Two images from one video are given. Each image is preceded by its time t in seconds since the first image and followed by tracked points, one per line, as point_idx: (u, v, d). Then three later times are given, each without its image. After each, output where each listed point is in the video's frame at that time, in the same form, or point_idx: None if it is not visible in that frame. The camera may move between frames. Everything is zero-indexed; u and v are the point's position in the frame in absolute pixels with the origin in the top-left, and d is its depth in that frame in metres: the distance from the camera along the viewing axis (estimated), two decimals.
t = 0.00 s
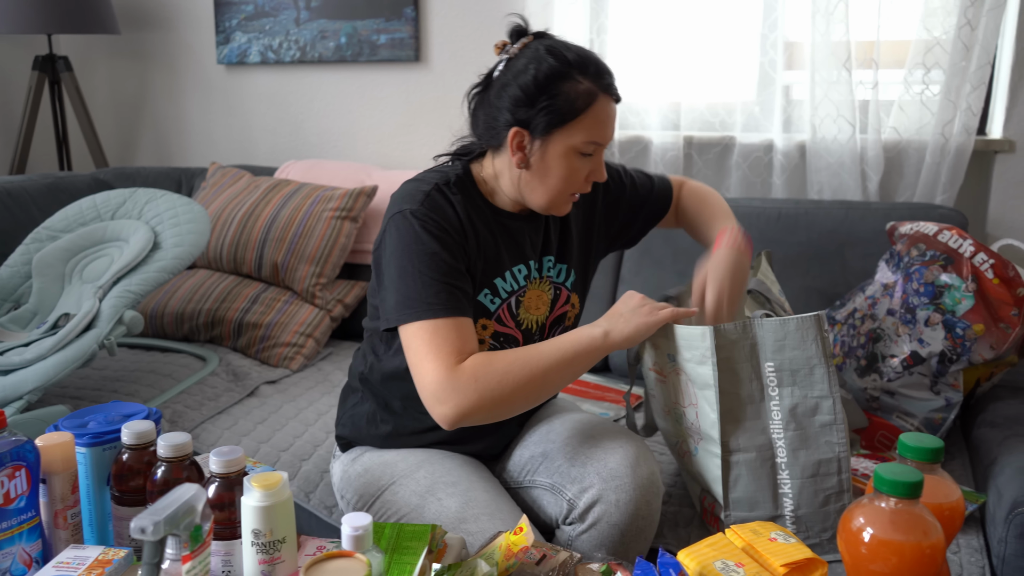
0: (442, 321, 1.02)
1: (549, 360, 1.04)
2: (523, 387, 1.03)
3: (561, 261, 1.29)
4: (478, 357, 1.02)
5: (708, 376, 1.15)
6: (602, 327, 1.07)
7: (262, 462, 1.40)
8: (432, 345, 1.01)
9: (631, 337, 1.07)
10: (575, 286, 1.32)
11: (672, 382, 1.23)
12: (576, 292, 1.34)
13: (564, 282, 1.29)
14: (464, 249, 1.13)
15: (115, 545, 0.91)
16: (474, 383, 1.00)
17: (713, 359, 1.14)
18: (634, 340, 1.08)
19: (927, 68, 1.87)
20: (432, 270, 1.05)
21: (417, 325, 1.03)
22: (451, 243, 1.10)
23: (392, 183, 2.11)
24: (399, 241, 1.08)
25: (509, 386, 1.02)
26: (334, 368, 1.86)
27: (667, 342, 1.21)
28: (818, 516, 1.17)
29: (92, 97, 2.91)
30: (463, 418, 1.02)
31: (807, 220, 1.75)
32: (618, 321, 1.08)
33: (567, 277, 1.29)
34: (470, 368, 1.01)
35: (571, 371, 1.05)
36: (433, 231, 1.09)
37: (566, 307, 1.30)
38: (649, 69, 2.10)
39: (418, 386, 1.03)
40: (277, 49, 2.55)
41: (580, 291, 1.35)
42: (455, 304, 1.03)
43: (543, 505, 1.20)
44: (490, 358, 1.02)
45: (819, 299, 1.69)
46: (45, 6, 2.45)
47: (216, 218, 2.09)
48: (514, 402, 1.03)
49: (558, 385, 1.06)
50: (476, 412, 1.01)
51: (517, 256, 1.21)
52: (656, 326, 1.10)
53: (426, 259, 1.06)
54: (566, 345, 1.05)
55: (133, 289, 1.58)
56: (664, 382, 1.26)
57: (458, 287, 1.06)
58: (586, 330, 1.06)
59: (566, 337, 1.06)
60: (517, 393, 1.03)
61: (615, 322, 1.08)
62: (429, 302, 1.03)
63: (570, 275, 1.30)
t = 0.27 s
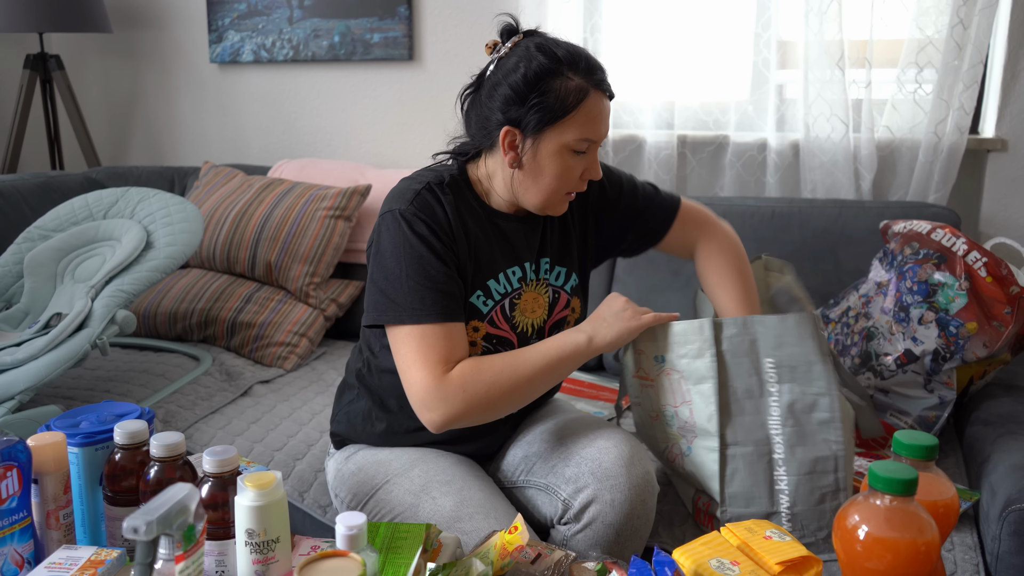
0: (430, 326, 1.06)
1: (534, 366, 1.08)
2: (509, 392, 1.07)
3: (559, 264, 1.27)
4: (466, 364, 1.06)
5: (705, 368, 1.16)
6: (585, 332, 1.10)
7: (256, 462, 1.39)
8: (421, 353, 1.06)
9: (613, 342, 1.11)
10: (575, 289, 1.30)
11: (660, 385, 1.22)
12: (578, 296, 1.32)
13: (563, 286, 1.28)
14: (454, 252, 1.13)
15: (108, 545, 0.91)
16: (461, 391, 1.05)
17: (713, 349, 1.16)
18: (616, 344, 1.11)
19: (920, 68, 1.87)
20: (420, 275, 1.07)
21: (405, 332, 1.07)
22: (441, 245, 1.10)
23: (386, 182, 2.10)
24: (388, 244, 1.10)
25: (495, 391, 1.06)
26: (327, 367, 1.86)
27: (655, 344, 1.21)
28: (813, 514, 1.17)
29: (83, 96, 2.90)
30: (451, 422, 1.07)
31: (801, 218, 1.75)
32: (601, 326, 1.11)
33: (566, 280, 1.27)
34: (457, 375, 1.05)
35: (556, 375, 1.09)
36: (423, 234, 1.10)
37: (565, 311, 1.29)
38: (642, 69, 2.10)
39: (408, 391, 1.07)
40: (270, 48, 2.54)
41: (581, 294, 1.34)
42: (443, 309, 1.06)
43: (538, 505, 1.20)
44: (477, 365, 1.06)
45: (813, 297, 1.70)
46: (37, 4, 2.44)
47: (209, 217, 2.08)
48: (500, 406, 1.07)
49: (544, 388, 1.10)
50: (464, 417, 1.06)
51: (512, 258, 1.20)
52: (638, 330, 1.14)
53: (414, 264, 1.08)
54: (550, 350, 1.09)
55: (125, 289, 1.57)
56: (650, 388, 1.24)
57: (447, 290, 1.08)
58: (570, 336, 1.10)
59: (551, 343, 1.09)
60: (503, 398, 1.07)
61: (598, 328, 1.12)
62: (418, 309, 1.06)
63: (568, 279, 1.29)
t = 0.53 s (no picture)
0: (428, 331, 1.06)
1: (530, 371, 1.08)
2: (505, 396, 1.07)
3: (562, 274, 1.27)
4: (462, 369, 1.07)
5: (694, 372, 1.16)
6: (581, 336, 1.11)
7: (252, 462, 1.39)
8: (418, 358, 1.06)
9: (608, 346, 1.12)
10: (578, 299, 1.30)
11: (652, 389, 1.22)
12: (582, 307, 1.31)
13: (565, 296, 1.27)
14: (453, 255, 1.13)
15: (105, 546, 0.91)
16: (459, 396, 1.05)
17: (698, 354, 1.15)
18: (611, 347, 1.12)
19: (915, 67, 1.88)
20: (420, 278, 1.07)
21: (402, 336, 1.07)
22: (441, 248, 1.10)
23: (382, 183, 2.10)
24: (388, 246, 1.10)
25: (491, 395, 1.06)
26: (324, 368, 1.86)
27: (644, 348, 1.21)
28: (809, 513, 1.17)
29: (79, 96, 2.89)
30: (448, 427, 1.07)
31: (797, 218, 1.75)
32: (596, 330, 1.12)
33: (569, 291, 1.27)
34: (455, 381, 1.06)
35: (552, 380, 1.10)
36: (424, 236, 1.10)
37: (567, 322, 1.28)
38: (638, 69, 2.10)
39: (405, 396, 1.08)
40: (266, 48, 2.53)
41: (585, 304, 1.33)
42: (442, 313, 1.06)
43: (536, 505, 1.20)
44: (474, 370, 1.06)
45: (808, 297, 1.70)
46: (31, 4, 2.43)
47: (205, 218, 2.07)
48: (497, 411, 1.08)
49: (539, 392, 1.10)
50: (461, 422, 1.07)
51: (513, 264, 1.20)
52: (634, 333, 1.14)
53: (414, 267, 1.08)
54: (546, 354, 1.09)
55: (121, 290, 1.57)
56: (642, 392, 1.25)
57: (446, 293, 1.08)
58: (566, 340, 1.10)
59: (547, 347, 1.10)
60: (499, 402, 1.07)
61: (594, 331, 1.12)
62: (417, 313, 1.06)
63: (571, 290, 1.28)
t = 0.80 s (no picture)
0: (428, 336, 1.06)
1: (529, 374, 1.08)
2: (505, 400, 1.07)
3: (565, 277, 1.26)
4: (462, 374, 1.07)
5: (690, 374, 1.16)
6: (580, 339, 1.11)
7: (249, 462, 1.39)
8: (418, 363, 1.06)
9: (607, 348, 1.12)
10: (581, 302, 1.29)
11: (650, 388, 1.23)
12: (584, 309, 1.31)
13: (567, 300, 1.27)
14: (455, 259, 1.13)
15: (102, 546, 0.91)
16: (459, 402, 1.05)
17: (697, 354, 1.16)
18: (610, 350, 1.12)
19: (911, 67, 1.88)
20: (422, 282, 1.07)
21: (402, 341, 1.07)
22: (443, 252, 1.10)
23: (379, 183, 2.10)
24: (389, 250, 1.10)
25: (491, 399, 1.07)
26: (321, 368, 1.85)
27: (643, 348, 1.21)
28: (806, 514, 1.17)
29: (75, 96, 2.88)
30: (448, 432, 1.07)
31: (793, 217, 1.76)
32: (595, 332, 1.12)
33: (571, 295, 1.26)
34: (455, 386, 1.06)
35: (551, 383, 1.10)
36: (425, 240, 1.10)
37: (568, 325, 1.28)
38: (635, 69, 2.10)
39: (405, 400, 1.08)
40: (262, 47, 2.53)
41: (587, 306, 1.33)
42: (443, 318, 1.06)
43: (534, 505, 1.20)
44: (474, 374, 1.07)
45: (805, 296, 1.70)
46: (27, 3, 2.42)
47: (202, 218, 2.07)
48: (496, 415, 1.08)
49: (539, 396, 1.11)
50: (460, 427, 1.07)
51: (516, 269, 1.20)
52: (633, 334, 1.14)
53: (415, 271, 1.07)
54: (545, 357, 1.09)
55: (117, 289, 1.57)
56: (641, 390, 1.25)
57: (448, 298, 1.07)
58: (564, 343, 1.11)
59: (545, 351, 1.10)
60: (498, 406, 1.07)
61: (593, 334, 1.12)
62: (418, 318, 1.06)
63: (573, 294, 1.28)
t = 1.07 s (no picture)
0: (425, 334, 1.06)
1: (523, 373, 1.09)
2: (499, 399, 1.08)
3: (563, 280, 1.26)
4: (455, 371, 1.07)
5: (688, 376, 1.17)
6: (574, 339, 1.12)
7: (246, 462, 1.39)
8: (412, 360, 1.06)
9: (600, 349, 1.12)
10: (579, 306, 1.29)
11: (647, 392, 1.23)
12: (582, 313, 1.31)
13: (566, 303, 1.27)
14: (453, 258, 1.13)
15: (98, 547, 0.91)
16: (453, 398, 1.06)
17: (693, 356, 1.16)
18: (604, 350, 1.13)
19: (907, 67, 1.89)
20: (419, 280, 1.07)
21: (398, 337, 1.07)
22: (441, 250, 1.10)
23: (376, 183, 2.10)
24: (388, 247, 1.10)
25: (484, 398, 1.07)
26: (318, 368, 1.85)
27: (639, 351, 1.22)
28: (803, 515, 1.18)
29: (71, 96, 2.88)
30: (440, 429, 1.07)
31: (790, 217, 1.76)
32: (588, 333, 1.13)
33: (570, 298, 1.27)
34: (448, 383, 1.06)
35: (544, 383, 1.10)
36: (424, 238, 1.10)
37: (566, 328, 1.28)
38: (631, 69, 2.10)
39: (398, 397, 1.08)
40: (259, 47, 2.53)
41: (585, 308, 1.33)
42: (438, 316, 1.06)
43: (531, 504, 1.21)
44: (467, 372, 1.07)
45: (802, 296, 1.71)
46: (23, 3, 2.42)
47: (198, 218, 2.07)
48: (489, 413, 1.08)
49: (532, 395, 1.11)
50: (453, 424, 1.07)
51: (513, 269, 1.20)
52: (627, 336, 1.15)
53: (413, 268, 1.08)
54: (538, 357, 1.10)
55: (114, 290, 1.56)
56: (637, 394, 1.26)
57: (444, 296, 1.07)
58: (558, 343, 1.11)
59: (539, 351, 1.11)
60: (490, 405, 1.07)
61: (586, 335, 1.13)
62: (413, 315, 1.06)
63: (571, 297, 1.28)
